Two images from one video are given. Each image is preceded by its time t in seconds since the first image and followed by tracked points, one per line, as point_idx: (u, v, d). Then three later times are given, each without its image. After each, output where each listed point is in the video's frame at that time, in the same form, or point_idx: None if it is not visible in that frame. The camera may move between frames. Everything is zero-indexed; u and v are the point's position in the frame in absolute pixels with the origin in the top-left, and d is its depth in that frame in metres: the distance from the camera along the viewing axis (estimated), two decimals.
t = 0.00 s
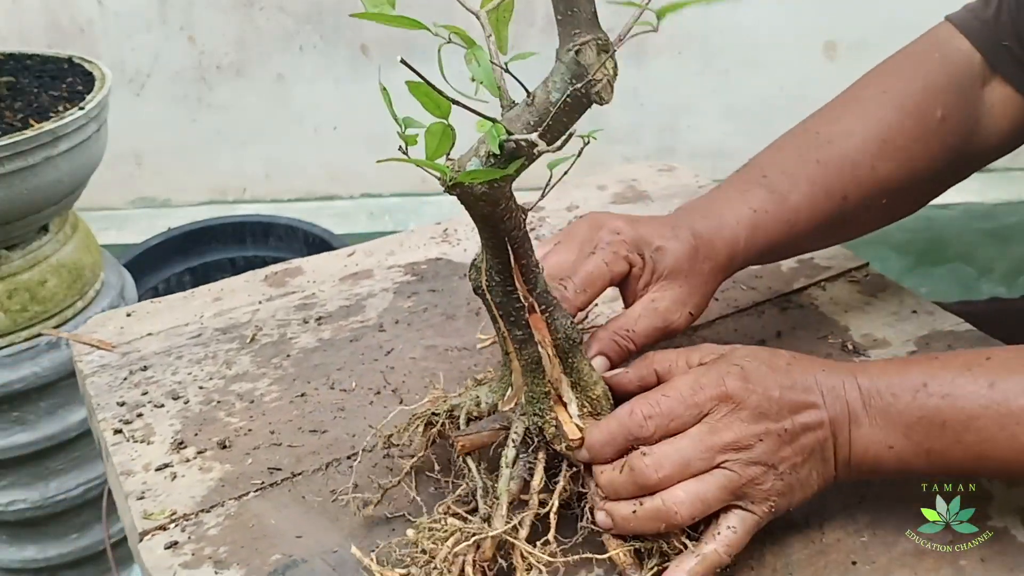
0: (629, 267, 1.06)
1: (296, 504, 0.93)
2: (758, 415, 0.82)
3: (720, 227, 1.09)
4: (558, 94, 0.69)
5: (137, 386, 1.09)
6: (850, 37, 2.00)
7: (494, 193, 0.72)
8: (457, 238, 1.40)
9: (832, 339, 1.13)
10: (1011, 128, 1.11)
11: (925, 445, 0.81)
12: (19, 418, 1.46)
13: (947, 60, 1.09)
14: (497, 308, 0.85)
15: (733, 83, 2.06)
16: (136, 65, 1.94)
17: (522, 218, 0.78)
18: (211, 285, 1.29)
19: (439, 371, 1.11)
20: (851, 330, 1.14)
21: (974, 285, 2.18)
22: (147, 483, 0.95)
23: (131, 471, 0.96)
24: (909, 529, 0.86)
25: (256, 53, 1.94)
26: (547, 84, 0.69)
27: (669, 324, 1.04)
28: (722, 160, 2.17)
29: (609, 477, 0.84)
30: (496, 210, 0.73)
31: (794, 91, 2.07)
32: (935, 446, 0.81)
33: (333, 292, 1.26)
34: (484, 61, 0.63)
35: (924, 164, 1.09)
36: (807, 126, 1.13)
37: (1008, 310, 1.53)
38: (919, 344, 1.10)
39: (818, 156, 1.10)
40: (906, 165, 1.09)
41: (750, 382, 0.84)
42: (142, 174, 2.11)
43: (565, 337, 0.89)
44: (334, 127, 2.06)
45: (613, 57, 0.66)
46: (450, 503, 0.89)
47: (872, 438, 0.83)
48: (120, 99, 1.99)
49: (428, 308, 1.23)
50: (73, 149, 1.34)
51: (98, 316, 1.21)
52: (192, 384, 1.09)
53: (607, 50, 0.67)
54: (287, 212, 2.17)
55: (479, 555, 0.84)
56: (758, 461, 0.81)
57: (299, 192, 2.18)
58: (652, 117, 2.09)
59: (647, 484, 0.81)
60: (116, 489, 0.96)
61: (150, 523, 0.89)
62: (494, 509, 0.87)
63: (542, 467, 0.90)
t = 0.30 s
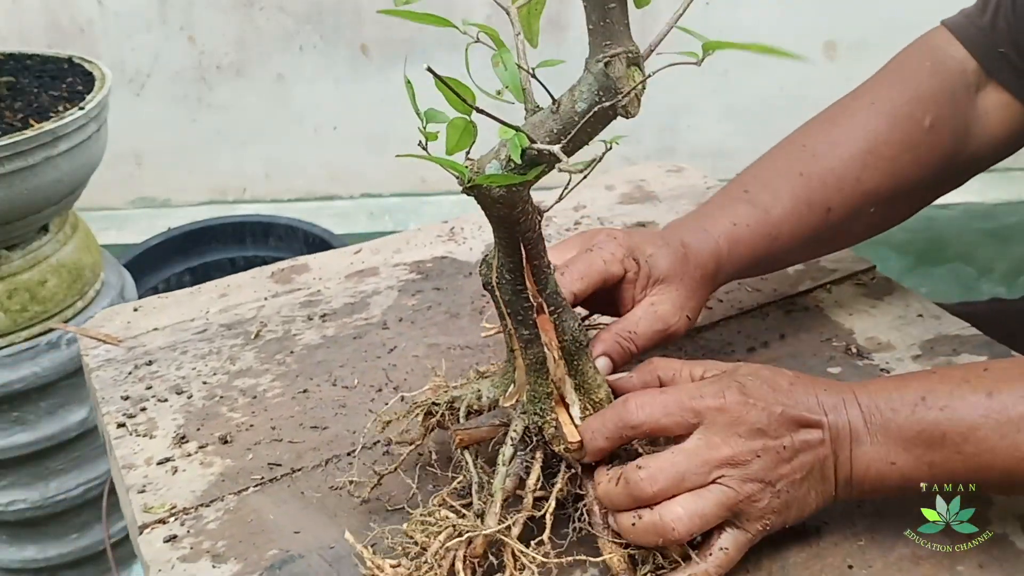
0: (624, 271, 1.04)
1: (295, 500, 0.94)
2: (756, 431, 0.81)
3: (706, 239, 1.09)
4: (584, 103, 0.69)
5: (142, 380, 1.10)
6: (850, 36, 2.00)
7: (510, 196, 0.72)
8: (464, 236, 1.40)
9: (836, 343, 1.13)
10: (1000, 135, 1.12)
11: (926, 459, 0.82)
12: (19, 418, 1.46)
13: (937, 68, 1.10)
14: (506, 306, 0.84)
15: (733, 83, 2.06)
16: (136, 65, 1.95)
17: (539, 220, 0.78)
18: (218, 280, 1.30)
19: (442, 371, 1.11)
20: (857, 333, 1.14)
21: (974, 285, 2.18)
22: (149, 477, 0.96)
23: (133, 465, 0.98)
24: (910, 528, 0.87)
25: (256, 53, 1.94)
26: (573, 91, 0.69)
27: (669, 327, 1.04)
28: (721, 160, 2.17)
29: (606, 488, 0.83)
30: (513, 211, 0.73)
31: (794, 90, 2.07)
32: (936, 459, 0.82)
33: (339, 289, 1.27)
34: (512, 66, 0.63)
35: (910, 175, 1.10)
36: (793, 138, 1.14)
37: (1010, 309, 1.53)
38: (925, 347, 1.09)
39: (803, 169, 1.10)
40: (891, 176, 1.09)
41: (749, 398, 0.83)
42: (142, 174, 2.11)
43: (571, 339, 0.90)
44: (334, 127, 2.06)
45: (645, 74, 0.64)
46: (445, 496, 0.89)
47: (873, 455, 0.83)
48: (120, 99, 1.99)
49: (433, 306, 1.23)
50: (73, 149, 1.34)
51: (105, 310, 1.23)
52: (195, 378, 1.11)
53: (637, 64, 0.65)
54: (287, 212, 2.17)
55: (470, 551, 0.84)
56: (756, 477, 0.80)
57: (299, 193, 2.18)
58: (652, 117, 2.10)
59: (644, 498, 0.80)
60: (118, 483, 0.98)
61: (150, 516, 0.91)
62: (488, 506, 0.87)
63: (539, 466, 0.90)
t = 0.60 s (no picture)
0: (611, 271, 1.05)
1: (294, 495, 0.94)
2: (744, 433, 0.82)
3: (697, 241, 1.10)
4: (559, 111, 0.69)
5: (148, 373, 1.11)
6: (850, 37, 2.00)
7: (490, 203, 0.73)
8: (471, 235, 1.40)
9: (840, 347, 1.13)
10: (998, 141, 1.11)
11: (919, 461, 0.82)
12: (20, 418, 1.46)
13: (931, 74, 1.10)
14: (493, 311, 0.85)
15: (734, 83, 2.06)
16: (136, 65, 1.95)
17: (524, 225, 0.79)
18: (226, 276, 1.31)
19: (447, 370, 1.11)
20: (861, 337, 1.14)
21: (974, 284, 2.18)
22: (150, 469, 0.97)
23: (135, 457, 0.98)
24: (909, 529, 0.87)
25: (256, 53, 1.94)
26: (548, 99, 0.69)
27: (655, 325, 1.04)
28: (722, 160, 2.17)
29: (596, 491, 0.84)
30: (493, 217, 0.74)
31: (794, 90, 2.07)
32: (929, 461, 0.81)
33: (345, 286, 1.27)
34: (485, 74, 0.64)
35: (904, 180, 1.09)
36: (787, 143, 1.15)
37: (1012, 309, 1.53)
38: (930, 352, 1.09)
39: (796, 173, 1.10)
40: (884, 180, 1.09)
41: (737, 400, 0.83)
42: (142, 174, 2.11)
43: (561, 343, 0.90)
44: (334, 127, 2.06)
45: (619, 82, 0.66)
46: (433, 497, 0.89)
47: (866, 457, 0.83)
48: (121, 99, 1.99)
49: (438, 304, 1.23)
50: (73, 149, 1.34)
51: (115, 304, 1.23)
52: (201, 372, 1.11)
53: (612, 71, 0.66)
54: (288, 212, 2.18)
55: (455, 552, 0.84)
56: (745, 478, 0.80)
57: (299, 193, 2.18)
58: (653, 117, 2.09)
59: (633, 501, 0.81)
60: (121, 475, 0.98)
61: (151, 508, 0.91)
62: (475, 508, 0.87)
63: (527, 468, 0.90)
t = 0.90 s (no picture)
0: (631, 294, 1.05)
1: (293, 491, 0.94)
2: (736, 421, 0.82)
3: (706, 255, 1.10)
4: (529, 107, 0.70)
5: (151, 369, 1.11)
6: (850, 36, 2.00)
7: (468, 202, 0.74)
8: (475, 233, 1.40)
9: (844, 349, 1.13)
10: (996, 136, 1.11)
11: (913, 449, 0.81)
12: (20, 419, 1.45)
13: (927, 74, 1.09)
14: (480, 313, 0.87)
15: (734, 83, 2.06)
16: (136, 65, 1.95)
17: (505, 225, 0.80)
18: (230, 274, 1.31)
19: (450, 369, 1.11)
20: (865, 339, 1.14)
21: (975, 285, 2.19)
22: (151, 465, 0.97)
23: (136, 453, 0.98)
24: (909, 529, 0.87)
25: (256, 53, 1.94)
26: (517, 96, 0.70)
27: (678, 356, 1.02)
28: (722, 159, 2.17)
29: (591, 486, 0.84)
30: (473, 217, 0.76)
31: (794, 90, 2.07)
32: (924, 450, 0.81)
33: (349, 284, 1.27)
34: (457, 73, 0.64)
35: (905, 184, 1.10)
36: (787, 150, 1.14)
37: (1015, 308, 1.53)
38: (933, 355, 1.09)
39: (802, 183, 1.10)
40: (886, 186, 1.09)
41: (727, 389, 0.83)
42: (142, 174, 2.11)
43: (549, 343, 0.91)
44: (334, 127, 2.05)
45: (587, 75, 0.67)
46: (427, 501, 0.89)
47: (860, 444, 0.82)
48: (121, 99, 1.99)
49: (442, 303, 1.23)
50: (73, 149, 1.34)
51: (119, 301, 1.23)
52: (203, 369, 1.11)
53: (580, 66, 0.67)
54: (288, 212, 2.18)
55: (448, 555, 0.84)
56: (739, 467, 0.80)
57: (299, 193, 2.18)
58: (653, 118, 2.09)
59: (625, 494, 0.81)
60: (122, 471, 0.98)
61: (150, 504, 0.91)
62: (468, 511, 0.87)
63: (519, 471, 0.90)
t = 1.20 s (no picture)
0: (637, 309, 1.05)
1: (294, 490, 0.94)
2: (737, 418, 0.82)
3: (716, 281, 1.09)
4: (538, 101, 0.70)
5: (151, 369, 1.11)
6: (850, 36, 2.00)
7: (474, 197, 0.74)
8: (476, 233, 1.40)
9: (843, 349, 1.13)
10: (994, 144, 1.11)
11: (913, 447, 0.81)
12: (20, 418, 1.45)
13: (928, 89, 1.09)
14: (483, 308, 0.86)
15: (734, 83, 2.06)
16: (136, 65, 1.95)
17: (510, 221, 0.81)
18: (231, 273, 1.31)
19: (450, 369, 1.11)
20: (865, 340, 1.14)
21: (974, 285, 2.19)
22: (151, 464, 0.97)
23: (137, 452, 0.98)
24: (910, 529, 0.87)
25: (256, 53, 1.94)
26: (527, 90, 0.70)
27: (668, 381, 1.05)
28: (722, 159, 2.17)
29: (592, 485, 0.84)
30: (479, 212, 0.76)
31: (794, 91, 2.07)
32: (924, 448, 0.80)
33: (349, 284, 1.27)
34: (466, 68, 0.64)
35: (910, 200, 1.10)
36: (790, 173, 1.14)
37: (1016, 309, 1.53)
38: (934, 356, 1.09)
39: (808, 206, 1.10)
40: (894, 203, 1.09)
41: (727, 385, 0.83)
42: (143, 173, 2.12)
43: (552, 340, 0.91)
44: (334, 127, 2.05)
45: (594, 68, 0.66)
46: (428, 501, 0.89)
47: (861, 440, 0.82)
48: (121, 99, 1.99)
49: (441, 303, 1.23)
50: (73, 149, 1.34)
51: (119, 300, 1.23)
52: (203, 369, 1.11)
53: (589, 61, 0.66)
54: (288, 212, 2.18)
55: (449, 552, 0.84)
56: (742, 463, 0.80)
57: (299, 192, 2.18)
58: (653, 118, 2.09)
59: (627, 492, 0.81)
60: (122, 470, 0.98)
61: (151, 503, 0.91)
62: (469, 508, 0.87)
63: (521, 468, 0.90)
